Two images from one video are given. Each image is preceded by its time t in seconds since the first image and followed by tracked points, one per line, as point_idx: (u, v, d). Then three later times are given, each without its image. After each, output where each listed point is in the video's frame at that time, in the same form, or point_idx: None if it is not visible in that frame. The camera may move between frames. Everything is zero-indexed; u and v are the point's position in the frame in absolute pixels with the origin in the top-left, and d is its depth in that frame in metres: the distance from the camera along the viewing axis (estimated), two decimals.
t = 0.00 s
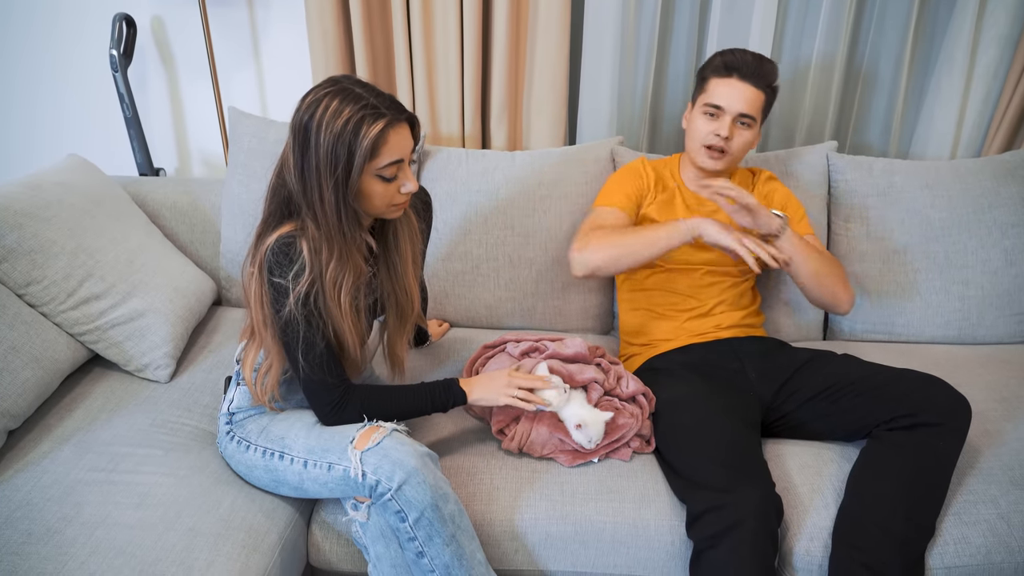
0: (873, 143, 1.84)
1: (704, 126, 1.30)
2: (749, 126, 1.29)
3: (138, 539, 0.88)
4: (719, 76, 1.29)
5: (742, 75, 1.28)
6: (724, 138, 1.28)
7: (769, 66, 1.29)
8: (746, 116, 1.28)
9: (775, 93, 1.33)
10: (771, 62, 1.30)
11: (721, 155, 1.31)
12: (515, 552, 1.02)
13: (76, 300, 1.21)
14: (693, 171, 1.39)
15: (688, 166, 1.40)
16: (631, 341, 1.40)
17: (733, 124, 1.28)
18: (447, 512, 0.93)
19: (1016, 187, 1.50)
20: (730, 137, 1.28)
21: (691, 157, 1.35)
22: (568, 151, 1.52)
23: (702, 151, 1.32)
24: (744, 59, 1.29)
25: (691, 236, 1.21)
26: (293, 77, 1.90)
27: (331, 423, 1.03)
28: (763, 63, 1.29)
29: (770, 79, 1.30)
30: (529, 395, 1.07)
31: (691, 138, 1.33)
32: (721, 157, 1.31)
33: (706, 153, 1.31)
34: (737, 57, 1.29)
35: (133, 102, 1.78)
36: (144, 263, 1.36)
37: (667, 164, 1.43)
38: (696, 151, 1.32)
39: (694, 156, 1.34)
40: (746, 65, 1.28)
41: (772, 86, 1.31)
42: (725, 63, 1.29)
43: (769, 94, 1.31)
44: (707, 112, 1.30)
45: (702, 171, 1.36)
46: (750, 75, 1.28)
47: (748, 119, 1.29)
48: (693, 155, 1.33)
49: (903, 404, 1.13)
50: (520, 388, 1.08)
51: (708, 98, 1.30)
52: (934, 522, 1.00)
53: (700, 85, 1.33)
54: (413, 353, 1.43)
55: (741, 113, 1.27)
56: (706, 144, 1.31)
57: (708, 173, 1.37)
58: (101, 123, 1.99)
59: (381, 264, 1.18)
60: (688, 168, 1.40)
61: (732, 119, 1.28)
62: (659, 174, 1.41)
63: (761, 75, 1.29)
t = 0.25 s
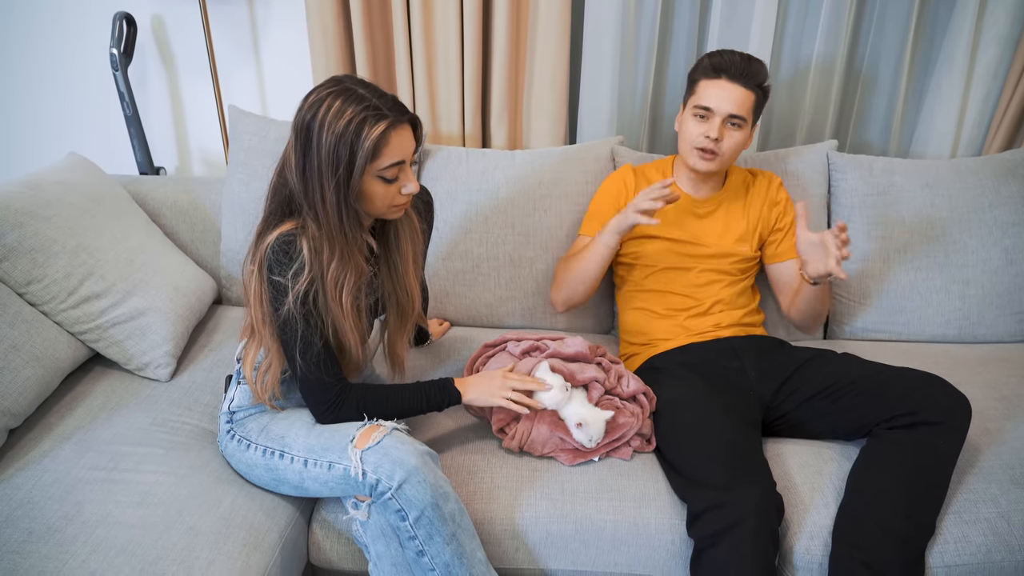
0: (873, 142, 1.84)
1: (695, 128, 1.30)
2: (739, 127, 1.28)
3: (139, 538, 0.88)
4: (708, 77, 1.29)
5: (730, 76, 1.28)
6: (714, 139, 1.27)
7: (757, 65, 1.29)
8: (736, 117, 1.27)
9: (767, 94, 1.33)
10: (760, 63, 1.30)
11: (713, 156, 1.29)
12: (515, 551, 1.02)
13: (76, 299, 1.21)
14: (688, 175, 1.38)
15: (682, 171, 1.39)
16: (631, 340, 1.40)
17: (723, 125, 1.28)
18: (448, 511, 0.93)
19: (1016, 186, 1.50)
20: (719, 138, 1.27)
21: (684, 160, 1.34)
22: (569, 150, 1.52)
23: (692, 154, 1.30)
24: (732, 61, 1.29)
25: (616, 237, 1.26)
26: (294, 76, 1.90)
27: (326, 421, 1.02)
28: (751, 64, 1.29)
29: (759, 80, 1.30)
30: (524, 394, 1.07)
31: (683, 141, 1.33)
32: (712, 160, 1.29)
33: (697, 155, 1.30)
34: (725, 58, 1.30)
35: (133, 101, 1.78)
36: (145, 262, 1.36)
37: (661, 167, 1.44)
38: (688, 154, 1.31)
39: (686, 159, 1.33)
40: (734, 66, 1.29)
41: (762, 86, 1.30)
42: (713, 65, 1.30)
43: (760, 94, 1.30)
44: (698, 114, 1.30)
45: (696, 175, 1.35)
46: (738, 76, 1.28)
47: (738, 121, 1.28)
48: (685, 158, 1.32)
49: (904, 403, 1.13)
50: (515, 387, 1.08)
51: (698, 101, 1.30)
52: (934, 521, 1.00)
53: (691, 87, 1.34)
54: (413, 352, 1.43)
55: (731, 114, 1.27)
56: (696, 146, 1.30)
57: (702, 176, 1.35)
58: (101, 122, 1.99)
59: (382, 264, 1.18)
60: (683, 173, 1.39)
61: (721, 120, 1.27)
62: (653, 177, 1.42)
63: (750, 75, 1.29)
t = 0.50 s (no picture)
0: (874, 143, 1.85)
1: (690, 128, 1.30)
2: (733, 125, 1.29)
3: (141, 540, 0.89)
4: (700, 77, 1.29)
5: (723, 75, 1.28)
6: (709, 138, 1.27)
7: (748, 63, 1.29)
8: (730, 115, 1.28)
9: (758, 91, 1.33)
10: (751, 60, 1.30)
11: (708, 155, 1.29)
12: (517, 553, 1.02)
13: (79, 301, 1.21)
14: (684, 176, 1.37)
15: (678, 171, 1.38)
16: (632, 341, 1.41)
17: (717, 124, 1.28)
18: (449, 513, 0.93)
19: (1017, 188, 1.50)
20: (715, 137, 1.27)
21: (680, 161, 1.34)
22: (570, 152, 1.52)
23: (688, 154, 1.30)
24: (723, 59, 1.29)
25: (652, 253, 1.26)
26: (295, 78, 1.90)
27: (328, 424, 1.03)
28: (742, 62, 1.29)
29: (751, 77, 1.30)
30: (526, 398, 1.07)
31: (678, 142, 1.33)
32: (709, 159, 1.29)
33: (693, 155, 1.30)
34: (716, 57, 1.30)
35: (135, 103, 1.78)
36: (147, 264, 1.37)
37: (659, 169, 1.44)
38: (684, 154, 1.31)
39: (682, 159, 1.32)
40: (726, 65, 1.29)
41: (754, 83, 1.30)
42: (705, 64, 1.30)
43: (752, 91, 1.30)
44: (692, 114, 1.30)
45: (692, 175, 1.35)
46: (730, 74, 1.28)
47: (732, 119, 1.28)
48: (681, 158, 1.32)
49: (905, 405, 1.13)
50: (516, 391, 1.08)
51: (691, 101, 1.30)
52: (936, 523, 1.00)
53: (684, 87, 1.34)
54: (415, 354, 1.44)
55: (725, 112, 1.27)
56: (692, 146, 1.29)
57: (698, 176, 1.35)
58: (104, 124, 2.00)
59: (384, 268, 1.18)
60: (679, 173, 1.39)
61: (716, 120, 1.27)
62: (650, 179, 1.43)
63: (742, 73, 1.29)
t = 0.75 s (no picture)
0: (874, 149, 1.85)
1: (679, 140, 1.32)
2: (723, 134, 1.30)
3: (143, 544, 0.89)
4: (686, 89, 1.30)
5: (708, 85, 1.29)
6: (699, 150, 1.29)
7: (735, 71, 1.29)
8: (719, 125, 1.28)
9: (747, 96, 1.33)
10: (737, 67, 1.31)
11: (700, 166, 1.31)
12: (518, 557, 1.02)
13: (81, 306, 1.22)
14: (678, 184, 1.39)
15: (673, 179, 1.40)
16: (632, 347, 1.41)
17: (706, 135, 1.29)
18: (451, 517, 0.93)
19: (1017, 194, 1.51)
20: (704, 148, 1.29)
21: (674, 171, 1.36)
22: (570, 158, 1.53)
23: (680, 166, 1.32)
24: (708, 69, 1.30)
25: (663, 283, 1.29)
26: (297, 83, 1.91)
27: (331, 429, 1.03)
28: (728, 70, 1.30)
29: (739, 84, 1.30)
30: (527, 405, 1.09)
31: (670, 153, 1.35)
32: (701, 169, 1.31)
33: (685, 166, 1.32)
34: (701, 68, 1.30)
35: (138, 109, 1.79)
36: (149, 269, 1.37)
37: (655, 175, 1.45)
38: (676, 166, 1.33)
39: (675, 170, 1.34)
40: (711, 75, 1.29)
41: (742, 90, 1.30)
42: (690, 76, 1.30)
43: (741, 97, 1.31)
44: (681, 126, 1.31)
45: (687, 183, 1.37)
46: (715, 84, 1.29)
47: (722, 128, 1.29)
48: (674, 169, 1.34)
49: (906, 410, 1.13)
50: (518, 399, 1.10)
51: (679, 113, 1.31)
52: (937, 528, 1.00)
53: (672, 98, 1.35)
54: (416, 359, 1.44)
55: (714, 123, 1.28)
56: (683, 158, 1.31)
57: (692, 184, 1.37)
58: (107, 130, 2.01)
59: (386, 273, 1.18)
60: (673, 181, 1.41)
61: (705, 130, 1.29)
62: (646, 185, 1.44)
63: (730, 82, 1.29)
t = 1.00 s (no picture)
0: (873, 150, 1.85)
1: (673, 141, 1.33)
2: (716, 132, 1.30)
3: (143, 545, 0.89)
4: (677, 90, 1.31)
5: (698, 85, 1.29)
6: (692, 149, 1.29)
7: (724, 70, 1.29)
8: (710, 124, 1.29)
9: (740, 94, 1.33)
10: (727, 65, 1.31)
11: (695, 166, 1.31)
12: (518, 559, 1.02)
13: (81, 307, 1.22)
14: (677, 183, 1.39)
15: (672, 179, 1.41)
16: (632, 348, 1.41)
17: (698, 134, 1.29)
18: (451, 519, 0.93)
19: (1016, 196, 1.51)
20: (696, 147, 1.29)
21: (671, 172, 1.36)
22: (570, 159, 1.53)
23: (675, 166, 1.33)
24: (697, 70, 1.30)
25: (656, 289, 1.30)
26: (297, 84, 1.91)
27: (331, 429, 1.03)
28: (717, 69, 1.30)
29: (729, 82, 1.30)
30: (528, 407, 1.09)
31: (665, 154, 1.35)
32: (696, 168, 1.31)
33: (680, 167, 1.32)
34: (690, 69, 1.31)
35: (138, 110, 1.79)
36: (149, 270, 1.37)
37: (653, 177, 1.46)
38: (672, 166, 1.34)
39: (672, 171, 1.35)
40: (700, 75, 1.30)
41: (733, 87, 1.30)
42: (680, 77, 1.31)
43: (732, 95, 1.30)
44: (673, 127, 1.32)
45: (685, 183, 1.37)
46: (705, 83, 1.29)
47: (714, 126, 1.29)
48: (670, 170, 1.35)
49: (905, 412, 1.13)
50: (520, 401, 1.10)
51: (671, 114, 1.32)
52: (937, 529, 1.00)
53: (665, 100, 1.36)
54: (416, 361, 1.44)
55: (705, 122, 1.28)
56: (677, 158, 1.32)
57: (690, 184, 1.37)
58: (107, 131, 2.01)
59: (386, 274, 1.19)
60: (672, 181, 1.41)
61: (697, 130, 1.29)
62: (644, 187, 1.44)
63: (720, 81, 1.29)
